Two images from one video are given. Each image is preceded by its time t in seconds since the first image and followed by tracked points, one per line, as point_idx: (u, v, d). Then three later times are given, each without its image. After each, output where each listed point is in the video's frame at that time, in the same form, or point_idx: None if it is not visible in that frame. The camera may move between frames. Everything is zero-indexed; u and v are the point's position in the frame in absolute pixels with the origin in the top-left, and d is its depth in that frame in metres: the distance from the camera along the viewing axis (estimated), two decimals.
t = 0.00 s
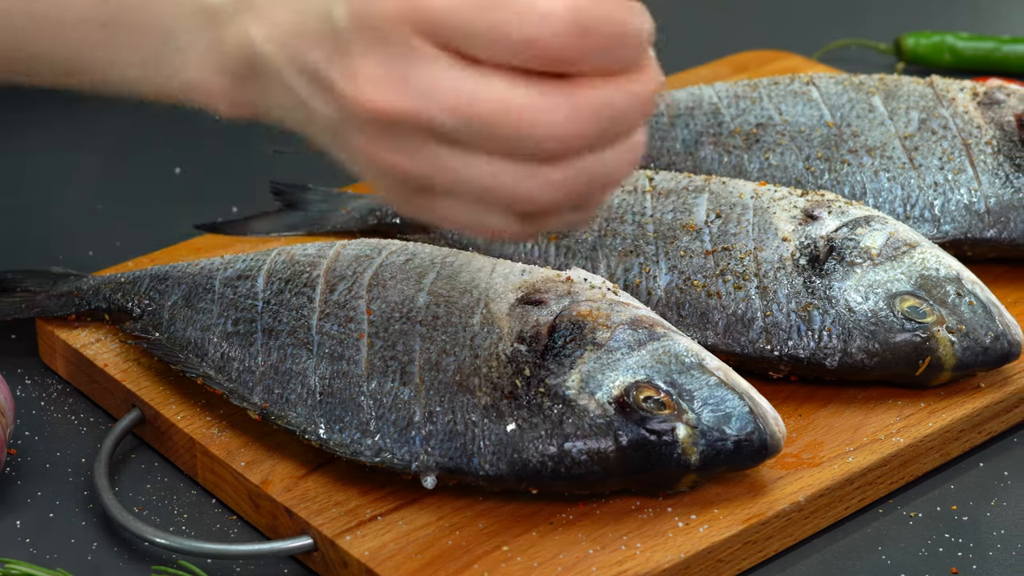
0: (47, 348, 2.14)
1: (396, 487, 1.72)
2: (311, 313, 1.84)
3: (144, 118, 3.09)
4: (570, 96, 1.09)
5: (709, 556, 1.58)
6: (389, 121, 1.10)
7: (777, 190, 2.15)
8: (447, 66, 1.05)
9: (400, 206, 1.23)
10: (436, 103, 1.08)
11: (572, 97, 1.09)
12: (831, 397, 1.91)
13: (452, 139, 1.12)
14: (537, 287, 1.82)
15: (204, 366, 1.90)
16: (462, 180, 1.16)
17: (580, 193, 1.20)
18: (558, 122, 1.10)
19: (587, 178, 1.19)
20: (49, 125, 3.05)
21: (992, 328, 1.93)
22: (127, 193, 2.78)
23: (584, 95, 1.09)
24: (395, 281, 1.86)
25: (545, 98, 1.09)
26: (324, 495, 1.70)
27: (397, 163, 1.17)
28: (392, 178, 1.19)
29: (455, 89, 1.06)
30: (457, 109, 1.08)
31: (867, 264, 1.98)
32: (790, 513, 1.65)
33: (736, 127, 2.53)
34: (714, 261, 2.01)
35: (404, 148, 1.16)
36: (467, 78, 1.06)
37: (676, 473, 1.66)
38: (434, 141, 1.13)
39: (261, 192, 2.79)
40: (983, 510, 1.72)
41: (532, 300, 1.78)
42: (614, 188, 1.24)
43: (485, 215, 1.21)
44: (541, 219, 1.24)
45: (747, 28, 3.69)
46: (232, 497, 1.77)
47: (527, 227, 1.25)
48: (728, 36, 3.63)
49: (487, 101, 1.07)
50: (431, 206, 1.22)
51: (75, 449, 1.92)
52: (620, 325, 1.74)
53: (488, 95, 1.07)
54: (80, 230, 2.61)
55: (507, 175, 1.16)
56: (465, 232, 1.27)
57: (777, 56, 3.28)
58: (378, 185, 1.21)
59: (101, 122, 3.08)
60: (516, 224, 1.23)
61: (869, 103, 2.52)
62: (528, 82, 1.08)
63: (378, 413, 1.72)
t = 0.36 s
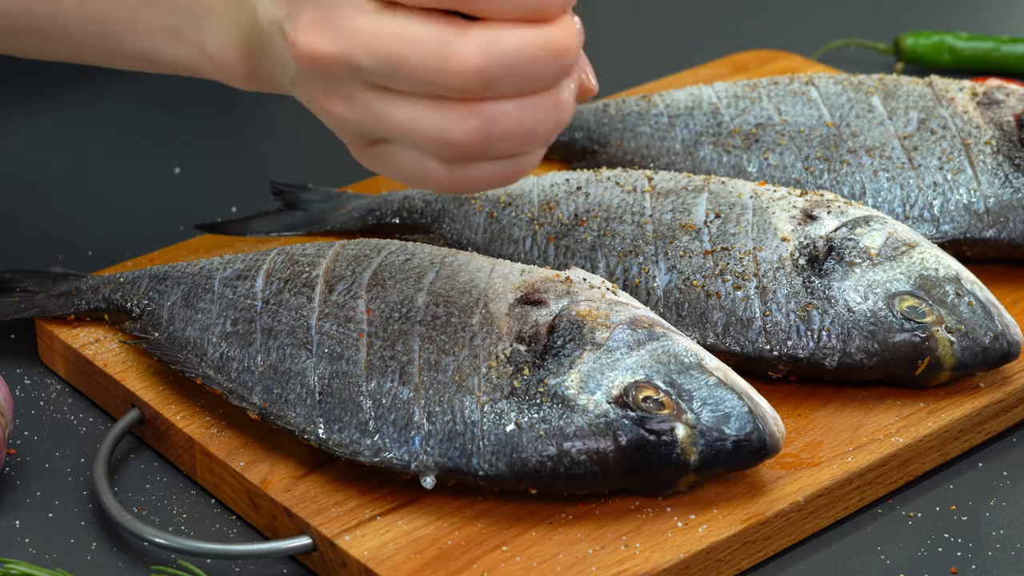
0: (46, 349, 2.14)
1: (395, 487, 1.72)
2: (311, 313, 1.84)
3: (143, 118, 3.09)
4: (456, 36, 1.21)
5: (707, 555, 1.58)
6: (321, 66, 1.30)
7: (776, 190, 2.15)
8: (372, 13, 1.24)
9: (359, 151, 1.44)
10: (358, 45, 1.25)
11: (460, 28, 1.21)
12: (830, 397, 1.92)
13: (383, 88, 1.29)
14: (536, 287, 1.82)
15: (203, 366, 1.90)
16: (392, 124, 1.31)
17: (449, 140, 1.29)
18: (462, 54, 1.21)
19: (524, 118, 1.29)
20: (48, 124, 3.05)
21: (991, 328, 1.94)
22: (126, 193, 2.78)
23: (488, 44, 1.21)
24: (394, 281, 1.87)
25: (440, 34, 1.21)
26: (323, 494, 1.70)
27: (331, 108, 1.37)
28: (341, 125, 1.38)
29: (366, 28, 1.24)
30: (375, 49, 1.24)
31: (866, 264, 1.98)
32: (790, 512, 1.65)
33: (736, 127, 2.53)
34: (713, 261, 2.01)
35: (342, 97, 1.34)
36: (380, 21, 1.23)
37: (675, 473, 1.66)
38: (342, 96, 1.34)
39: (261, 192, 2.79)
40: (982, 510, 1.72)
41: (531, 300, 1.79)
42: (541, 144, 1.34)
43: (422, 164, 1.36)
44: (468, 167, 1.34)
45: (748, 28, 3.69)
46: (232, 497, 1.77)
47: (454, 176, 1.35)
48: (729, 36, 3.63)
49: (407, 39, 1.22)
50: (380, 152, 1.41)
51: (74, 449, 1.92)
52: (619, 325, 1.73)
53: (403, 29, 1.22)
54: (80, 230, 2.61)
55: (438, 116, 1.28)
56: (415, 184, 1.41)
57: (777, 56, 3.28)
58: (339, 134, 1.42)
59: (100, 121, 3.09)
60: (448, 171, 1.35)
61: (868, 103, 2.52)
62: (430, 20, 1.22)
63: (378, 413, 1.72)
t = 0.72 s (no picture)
0: (46, 349, 2.14)
1: (394, 487, 1.72)
2: (310, 313, 1.84)
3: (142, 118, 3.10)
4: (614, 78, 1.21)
5: (707, 556, 1.58)
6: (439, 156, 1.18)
7: (775, 190, 2.15)
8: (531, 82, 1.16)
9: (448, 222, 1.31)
10: (534, 116, 1.18)
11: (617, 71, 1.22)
12: (830, 397, 1.92)
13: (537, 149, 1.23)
14: (535, 287, 1.82)
15: (202, 366, 1.90)
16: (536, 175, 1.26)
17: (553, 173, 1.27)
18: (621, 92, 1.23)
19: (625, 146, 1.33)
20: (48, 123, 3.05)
21: (991, 328, 1.94)
22: (126, 193, 2.78)
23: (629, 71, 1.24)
24: (393, 280, 1.87)
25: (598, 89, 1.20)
26: (323, 494, 1.70)
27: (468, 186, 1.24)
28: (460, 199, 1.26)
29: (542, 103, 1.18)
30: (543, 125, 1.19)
31: (865, 264, 1.98)
32: (790, 513, 1.65)
33: (735, 127, 2.53)
34: (712, 262, 2.01)
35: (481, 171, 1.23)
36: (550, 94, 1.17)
37: (674, 473, 1.66)
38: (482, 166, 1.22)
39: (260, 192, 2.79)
40: (981, 510, 1.72)
41: (530, 300, 1.79)
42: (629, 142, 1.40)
43: (542, 207, 1.32)
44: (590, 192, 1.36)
45: (747, 28, 3.69)
46: (231, 497, 1.77)
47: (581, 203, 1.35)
48: (728, 35, 3.63)
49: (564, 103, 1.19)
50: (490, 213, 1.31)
51: (73, 449, 1.92)
52: (618, 325, 1.73)
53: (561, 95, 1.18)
54: (79, 230, 2.61)
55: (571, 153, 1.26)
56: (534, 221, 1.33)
57: (777, 56, 3.29)
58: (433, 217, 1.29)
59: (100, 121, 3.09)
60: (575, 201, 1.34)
61: (867, 103, 2.52)
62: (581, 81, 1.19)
63: (377, 414, 1.72)
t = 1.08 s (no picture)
0: (45, 349, 2.14)
1: (393, 487, 1.72)
2: (309, 313, 1.84)
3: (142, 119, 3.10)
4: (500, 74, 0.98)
5: (706, 556, 1.58)
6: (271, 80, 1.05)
7: (775, 190, 2.15)
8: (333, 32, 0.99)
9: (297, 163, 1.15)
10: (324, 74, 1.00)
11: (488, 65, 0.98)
12: (829, 397, 1.92)
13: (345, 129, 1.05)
14: (534, 287, 1.82)
15: (201, 366, 1.90)
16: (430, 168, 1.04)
17: (448, 185, 1.06)
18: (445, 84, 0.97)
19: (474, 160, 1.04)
20: (47, 123, 3.05)
21: (990, 328, 1.94)
22: (125, 193, 2.78)
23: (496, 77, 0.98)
24: (393, 280, 1.87)
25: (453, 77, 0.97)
26: (322, 495, 1.70)
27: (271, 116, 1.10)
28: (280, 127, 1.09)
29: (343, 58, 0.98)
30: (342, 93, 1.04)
31: (864, 264, 1.98)
32: (789, 513, 1.65)
33: (734, 128, 2.53)
34: (712, 262, 2.01)
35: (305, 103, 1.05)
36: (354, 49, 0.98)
37: (673, 473, 1.66)
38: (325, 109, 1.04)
39: (260, 192, 2.79)
40: (980, 510, 1.72)
41: (529, 300, 1.78)
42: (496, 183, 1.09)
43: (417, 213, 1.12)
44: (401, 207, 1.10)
45: (746, 28, 3.69)
46: (230, 497, 1.77)
47: (376, 214, 1.11)
48: (728, 35, 3.63)
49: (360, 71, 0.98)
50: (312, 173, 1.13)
51: (72, 449, 1.92)
52: (618, 325, 1.73)
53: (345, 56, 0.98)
54: (78, 230, 2.61)
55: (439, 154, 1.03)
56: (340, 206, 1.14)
57: (776, 56, 3.29)
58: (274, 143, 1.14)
59: (98, 121, 3.09)
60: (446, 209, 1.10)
61: (866, 103, 2.52)
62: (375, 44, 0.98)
63: (376, 414, 1.72)
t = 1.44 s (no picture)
0: (44, 349, 2.14)
1: (392, 488, 1.72)
2: (308, 313, 1.85)
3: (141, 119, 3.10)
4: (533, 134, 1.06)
5: (705, 556, 1.58)
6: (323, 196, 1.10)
7: (774, 190, 2.15)
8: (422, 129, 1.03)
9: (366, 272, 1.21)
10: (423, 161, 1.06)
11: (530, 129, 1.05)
12: (828, 397, 1.92)
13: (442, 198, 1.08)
14: (533, 287, 1.82)
15: (201, 366, 1.90)
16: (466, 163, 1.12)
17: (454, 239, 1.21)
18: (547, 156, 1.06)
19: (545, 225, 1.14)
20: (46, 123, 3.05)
21: (989, 328, 1.94)
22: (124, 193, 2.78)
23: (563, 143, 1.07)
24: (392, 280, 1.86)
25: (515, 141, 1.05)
26: (321, 495, 1.70)
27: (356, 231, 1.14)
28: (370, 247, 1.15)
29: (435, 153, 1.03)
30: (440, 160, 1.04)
31: (863, 265, 1.98)
32: (788, 513, 1.65)
33: (733, 128, 2.53)
34: (711, 262, 2.01)
35: (374, 217, 1.12)
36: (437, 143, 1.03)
37: (673, 473, 1.66)
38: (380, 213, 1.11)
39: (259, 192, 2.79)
40: (980, 510, 1.72)
41: (528, 300, 1.79)
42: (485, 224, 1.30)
43: (471, 270, 1.16)
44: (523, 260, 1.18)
45: (746, 28, 3.69)
46: (229, 497, 1.77)
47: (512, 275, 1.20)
48: (728, 36, 3.64)
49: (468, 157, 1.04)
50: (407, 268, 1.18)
51: (72, 449, 1.92)
52: (617, 325, 1.73)
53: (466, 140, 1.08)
54: (78, 230, 2.61)
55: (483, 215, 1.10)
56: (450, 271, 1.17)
57: (776, 56, 3.29)
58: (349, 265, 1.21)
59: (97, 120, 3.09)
60: (503, 269, 1.17)
61: (866, 103, 2.52)
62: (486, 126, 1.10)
63: (375, 414, 1.72)
